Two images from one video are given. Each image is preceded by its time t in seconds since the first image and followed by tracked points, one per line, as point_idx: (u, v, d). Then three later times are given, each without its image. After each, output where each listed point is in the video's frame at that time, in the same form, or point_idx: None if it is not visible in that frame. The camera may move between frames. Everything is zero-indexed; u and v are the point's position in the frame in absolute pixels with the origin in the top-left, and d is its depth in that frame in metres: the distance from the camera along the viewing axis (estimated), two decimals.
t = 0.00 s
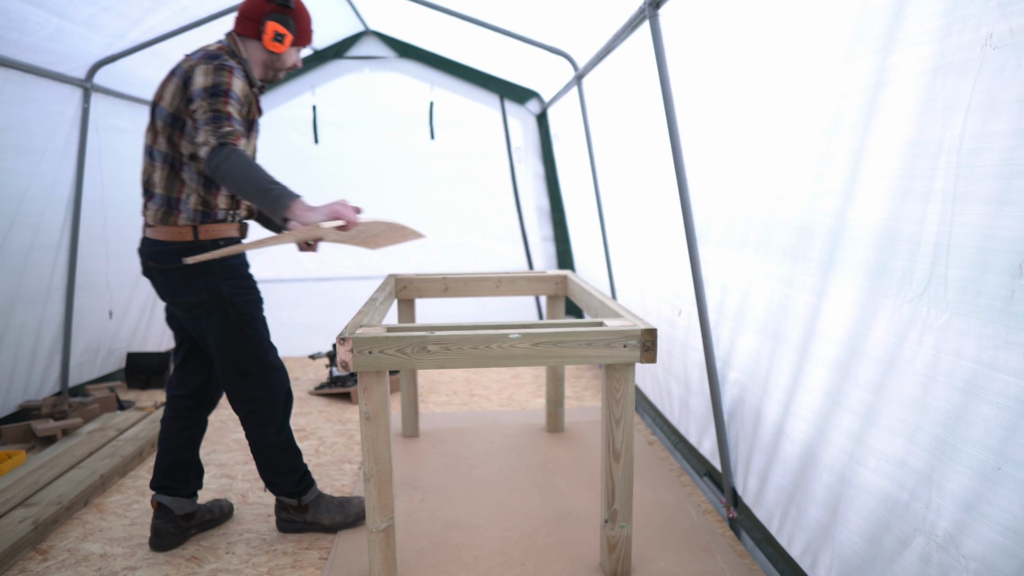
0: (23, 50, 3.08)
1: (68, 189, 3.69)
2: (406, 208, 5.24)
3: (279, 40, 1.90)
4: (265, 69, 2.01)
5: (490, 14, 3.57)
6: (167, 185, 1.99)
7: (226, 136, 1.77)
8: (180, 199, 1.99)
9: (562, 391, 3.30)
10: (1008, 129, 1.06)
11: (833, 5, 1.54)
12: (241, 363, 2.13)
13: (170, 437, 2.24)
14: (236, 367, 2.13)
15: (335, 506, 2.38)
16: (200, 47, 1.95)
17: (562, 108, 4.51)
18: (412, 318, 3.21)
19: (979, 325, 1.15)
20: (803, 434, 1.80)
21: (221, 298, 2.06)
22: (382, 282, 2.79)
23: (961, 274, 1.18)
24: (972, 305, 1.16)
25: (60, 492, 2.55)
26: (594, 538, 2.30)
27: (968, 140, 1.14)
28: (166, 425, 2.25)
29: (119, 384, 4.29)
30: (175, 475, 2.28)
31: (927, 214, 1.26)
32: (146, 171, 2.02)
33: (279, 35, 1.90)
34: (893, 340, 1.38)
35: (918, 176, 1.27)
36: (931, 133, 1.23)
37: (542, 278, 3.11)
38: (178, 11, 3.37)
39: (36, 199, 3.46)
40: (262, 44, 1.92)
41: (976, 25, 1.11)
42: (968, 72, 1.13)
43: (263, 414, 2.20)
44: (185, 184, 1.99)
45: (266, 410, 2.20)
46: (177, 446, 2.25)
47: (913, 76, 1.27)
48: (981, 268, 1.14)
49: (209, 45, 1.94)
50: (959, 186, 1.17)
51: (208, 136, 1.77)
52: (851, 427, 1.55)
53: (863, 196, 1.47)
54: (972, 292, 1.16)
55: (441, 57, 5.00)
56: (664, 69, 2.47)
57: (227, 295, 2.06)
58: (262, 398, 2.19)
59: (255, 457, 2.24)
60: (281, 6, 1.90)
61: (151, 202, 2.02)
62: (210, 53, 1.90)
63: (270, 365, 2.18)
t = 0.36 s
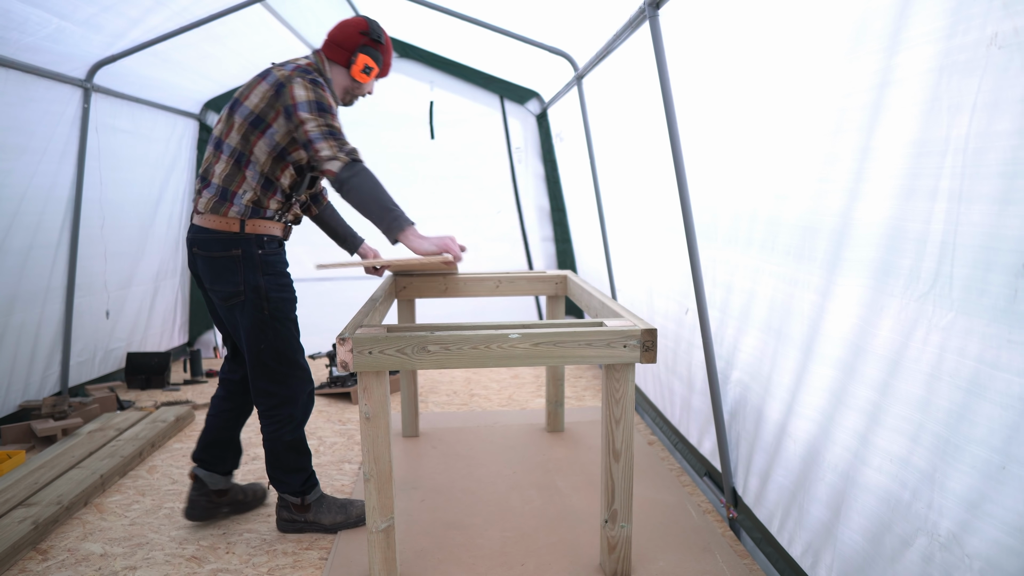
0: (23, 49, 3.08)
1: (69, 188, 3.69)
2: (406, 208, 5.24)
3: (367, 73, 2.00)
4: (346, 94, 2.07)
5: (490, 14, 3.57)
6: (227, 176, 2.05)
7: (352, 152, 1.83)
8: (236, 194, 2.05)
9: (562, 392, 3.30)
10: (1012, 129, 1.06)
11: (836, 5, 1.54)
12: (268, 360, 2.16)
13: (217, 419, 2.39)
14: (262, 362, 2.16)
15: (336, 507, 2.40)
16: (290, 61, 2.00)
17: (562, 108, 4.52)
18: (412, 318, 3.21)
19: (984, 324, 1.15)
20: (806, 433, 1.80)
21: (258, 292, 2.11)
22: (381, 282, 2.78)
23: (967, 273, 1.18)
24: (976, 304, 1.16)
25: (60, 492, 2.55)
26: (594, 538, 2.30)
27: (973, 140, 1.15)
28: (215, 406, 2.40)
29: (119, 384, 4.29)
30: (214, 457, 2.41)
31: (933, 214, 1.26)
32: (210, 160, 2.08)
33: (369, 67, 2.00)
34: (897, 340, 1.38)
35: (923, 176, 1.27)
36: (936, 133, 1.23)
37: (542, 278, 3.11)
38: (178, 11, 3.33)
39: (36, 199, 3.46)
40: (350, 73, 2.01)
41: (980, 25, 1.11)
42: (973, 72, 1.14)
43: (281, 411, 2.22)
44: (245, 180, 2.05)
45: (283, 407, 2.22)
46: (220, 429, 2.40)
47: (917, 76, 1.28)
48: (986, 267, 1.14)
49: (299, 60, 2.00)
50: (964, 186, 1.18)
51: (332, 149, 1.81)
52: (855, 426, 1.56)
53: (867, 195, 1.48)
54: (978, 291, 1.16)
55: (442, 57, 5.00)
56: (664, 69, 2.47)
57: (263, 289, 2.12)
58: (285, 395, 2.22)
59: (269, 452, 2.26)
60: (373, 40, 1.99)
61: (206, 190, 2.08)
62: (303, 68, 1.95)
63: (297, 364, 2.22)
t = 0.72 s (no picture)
0: (23, 50, 3.08)
1: (69, 188, 3.69)
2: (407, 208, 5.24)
3: (400, 92, 2.05)
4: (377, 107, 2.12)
5: (490, 14, 3.57)
6: (250, 174, 2.08)
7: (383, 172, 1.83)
8: (257, 191, 2.08)
9: (562, 392, 3.30)
10: (1013, 129, 1.06)
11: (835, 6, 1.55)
12: (273, 356, 2.17)
13: (227, 420, 2.42)
14: (269, 358, 2.17)
15: (336, 507, 2.40)
16: (327, 71, 2.02)
17: (562, 108, 4.52)
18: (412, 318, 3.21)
19: (985, 324, 1.15)
20: (806, 433, 1.80)
21: (268, 288, 2.12)
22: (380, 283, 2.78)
23: (968, 273, 1.18)
24: (977, 304, 1.17)
25: (60, 492, 2.55)
26: (594, 538, 2.30)
27: (974, 139, 1.15)
28: (223, 407, 2.43)
29: (119, 385, 4.29)
30: (230, 455, 2.46)
31: (934, 214, 1.26)
32: (235, 154, 2.12)
33: (402, 87, 2.04)
34: (898, 339, 1.38)
35: (924, 176, 1.27)
36: (936, 132, 1.23)
37: (542, 278, 3.11)
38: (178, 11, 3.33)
39: (36, 199, 3.46)
40: (382, 90, 2.05)
41: (981, 25, 1.11)
42: (974, 72, 1.14)
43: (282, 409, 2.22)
44: (268, 179, 2.08)
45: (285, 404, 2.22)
46: (232, 428, 2.43)
47: (917, 76, 1.28)
48: (987, 267, 1.14)
49: (335, 71, 2.02)
50: (965, 185, 1.18)
51: (366, 169, 1.83)
52: (855, 426, 1.56)
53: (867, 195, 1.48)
54: (979, 291, 1.16)
55: (441, 57, 5.01)
56: (664, 69, 2.47)
57: (274, 284, 2.13)
58: (287, 394, 2.21)
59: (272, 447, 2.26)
60: (411, 62, 2.03)
61: (229, 184, 2.12)
62: (340, 79, 1.96)
63: (303, 362, 2.22)
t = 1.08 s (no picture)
0: (23, 49, 3.08)
1: (70, 188, 3.69)
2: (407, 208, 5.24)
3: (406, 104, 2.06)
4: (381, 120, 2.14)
5: (491, 14, 3.56)
6: (256, 175, 2.09)
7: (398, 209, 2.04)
8: (261, 193, 2.09)
9: (562, 391, 3.29)
10: (1018, 127, 1.06)
11: (837, 5, 1.54)
12: (271, 355, 2.17)
13: (226, 419, 2.43)
14: (268, 356, 2.17)
15: (336, 507, 2.39)
16: (342, 85, 2.05)
17: (562, 108, 4.53)
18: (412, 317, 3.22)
19: (991, 323, 1.15)
20: (809, 433, 1.80)
21: (267, 286, 2.12)
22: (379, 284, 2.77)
23: (973, 272, 1.18)
24: (982, 303, 1.17)
25: (60, 492, 2.55)
26: (594, 538, 2.30)
27: (980, 139, 1.15)
28: (223, 407, 2.43)
29: (119, 384, 4.30)
30: (230, 454, 2.46)
31: (939, 213, 1.26)
32: (241, 154, 2.12)
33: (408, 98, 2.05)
34: (902, 339, 1.38)
35: (928, 175, 1.27)
36: (941, 132, 1.23)
37: (542, 278, 3.11)
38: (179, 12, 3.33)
39: (37, 198, 3.46)
40: (387, 100, 2.07)
41: (985, 24, 1.11)
42: (978, 71, 1.14)
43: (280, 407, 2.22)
44: (274, 182, 2.09)
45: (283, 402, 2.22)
46: (231, 427, 2.43)
47: (921, 75, 1.28)
48: (992, 266, 1.14)
49: (348, 84, 2.06)
50: (971, 184, 1.18)
51: (385, 206, 2.00)
52: (858, 426, 1.56)
53: (870, 194, 1.48)
54: (984, 290, 1.16)
55: (442, 56, 5.00)
56: (664, 68, 2.47)
57: (274, 282, 2.13)
58: (285, 393, 2.21)
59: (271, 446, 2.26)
60: (418, 74, 2.05)
61: (233, 183, 2.13)
62: (357, 98, 2.01)
63: (301, 362, 2.22)
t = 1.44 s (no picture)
0: (23, 50, 3.08)
1: (69, 188, 3.69)
2: (407, 208, 5.24)
3: (382, 90, 2.00)
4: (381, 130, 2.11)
5: (490, 14, 3.56)
6: (254, 174, 2.08)
7: (389, 214, 2.03)
8: (258, 193, 2.08)
9: (562, 391, 3.29)
10: (1014, 129, 1.06)
11: (837, 5, 1.54)
12: (265, 354, 2.17)
13: (224, 419, 2.42)
14: (263, 354, 2.17)
15: (336, 507, 2.39)
16: (340, 92, 2.06)
17: (562, 108, 4.53)
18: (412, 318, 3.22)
19: (988, 324, 1.15)
20: (807, 433, 1.80)
21: (263, 284, 2.13)
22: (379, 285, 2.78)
23: (970, 272, 1.18)
24: (979, 303, 1.17)
25: (60, 492, 2.55)
26: (594, 538, 2.30)
27: (976, 139, 1.15)
28: (218, 407, 2.42)
29: (119, 384, 4.30)
30: (227, 453, 2.46)
31: (935, 213, 1.26)
32: (239, 154, 2.11)
33: (382, 84, 1.99)
34: (900, 339, 1.38)
35: (925, 175, 1.27)
36: (938, 132, 1.23)
37: (542, 278, 3.11)
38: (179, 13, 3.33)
39: (37, 199, 3.46)
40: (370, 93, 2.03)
41: (982, 25, 1.11)
42: (974, 72, 1.14)
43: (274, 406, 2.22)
44: (271, 181, 2.08)
45: (277, 401, 2.22)
46: (228, 428, 2.43)
47: (918, 75, 1.27)
48: (989, 267, 1.14)
49: (346, 92, 2.07)
50: (967, 185, 1.18)
51: (374, 213, 1.99)
52: (856, 426, 1.56)
53: (868, 195, 1.48)
54: (981, 290, 1.16)
55: (441, 57, 5.00)
56: (664, 68, 2.47)
57: (270, 280, 2.14)
58: (279, 392, 2.22)
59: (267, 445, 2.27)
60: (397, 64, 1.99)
61: (229, 181, 2.11)
62: (354, 105, 2.02)
63: (295, 361, 2.22)
